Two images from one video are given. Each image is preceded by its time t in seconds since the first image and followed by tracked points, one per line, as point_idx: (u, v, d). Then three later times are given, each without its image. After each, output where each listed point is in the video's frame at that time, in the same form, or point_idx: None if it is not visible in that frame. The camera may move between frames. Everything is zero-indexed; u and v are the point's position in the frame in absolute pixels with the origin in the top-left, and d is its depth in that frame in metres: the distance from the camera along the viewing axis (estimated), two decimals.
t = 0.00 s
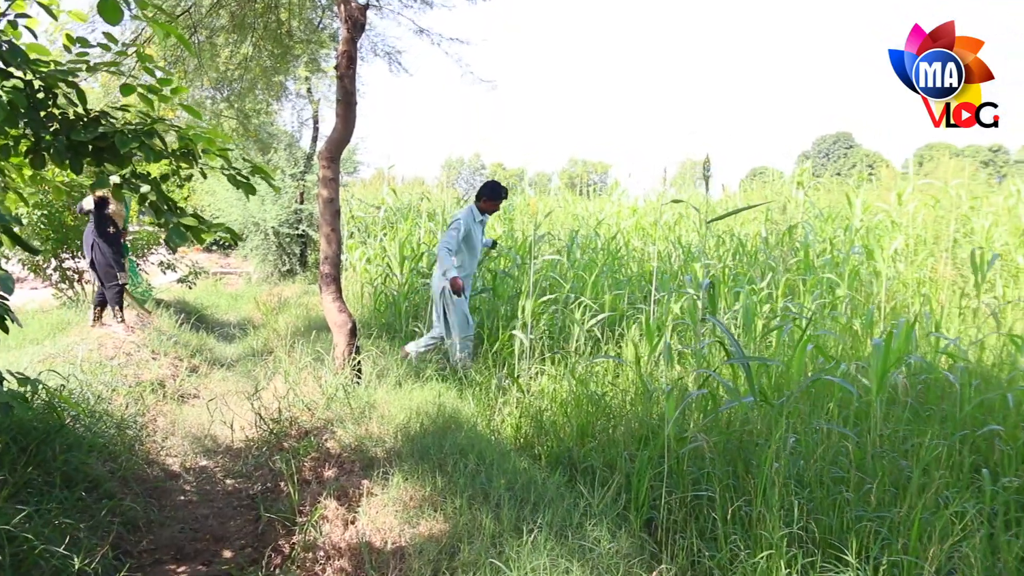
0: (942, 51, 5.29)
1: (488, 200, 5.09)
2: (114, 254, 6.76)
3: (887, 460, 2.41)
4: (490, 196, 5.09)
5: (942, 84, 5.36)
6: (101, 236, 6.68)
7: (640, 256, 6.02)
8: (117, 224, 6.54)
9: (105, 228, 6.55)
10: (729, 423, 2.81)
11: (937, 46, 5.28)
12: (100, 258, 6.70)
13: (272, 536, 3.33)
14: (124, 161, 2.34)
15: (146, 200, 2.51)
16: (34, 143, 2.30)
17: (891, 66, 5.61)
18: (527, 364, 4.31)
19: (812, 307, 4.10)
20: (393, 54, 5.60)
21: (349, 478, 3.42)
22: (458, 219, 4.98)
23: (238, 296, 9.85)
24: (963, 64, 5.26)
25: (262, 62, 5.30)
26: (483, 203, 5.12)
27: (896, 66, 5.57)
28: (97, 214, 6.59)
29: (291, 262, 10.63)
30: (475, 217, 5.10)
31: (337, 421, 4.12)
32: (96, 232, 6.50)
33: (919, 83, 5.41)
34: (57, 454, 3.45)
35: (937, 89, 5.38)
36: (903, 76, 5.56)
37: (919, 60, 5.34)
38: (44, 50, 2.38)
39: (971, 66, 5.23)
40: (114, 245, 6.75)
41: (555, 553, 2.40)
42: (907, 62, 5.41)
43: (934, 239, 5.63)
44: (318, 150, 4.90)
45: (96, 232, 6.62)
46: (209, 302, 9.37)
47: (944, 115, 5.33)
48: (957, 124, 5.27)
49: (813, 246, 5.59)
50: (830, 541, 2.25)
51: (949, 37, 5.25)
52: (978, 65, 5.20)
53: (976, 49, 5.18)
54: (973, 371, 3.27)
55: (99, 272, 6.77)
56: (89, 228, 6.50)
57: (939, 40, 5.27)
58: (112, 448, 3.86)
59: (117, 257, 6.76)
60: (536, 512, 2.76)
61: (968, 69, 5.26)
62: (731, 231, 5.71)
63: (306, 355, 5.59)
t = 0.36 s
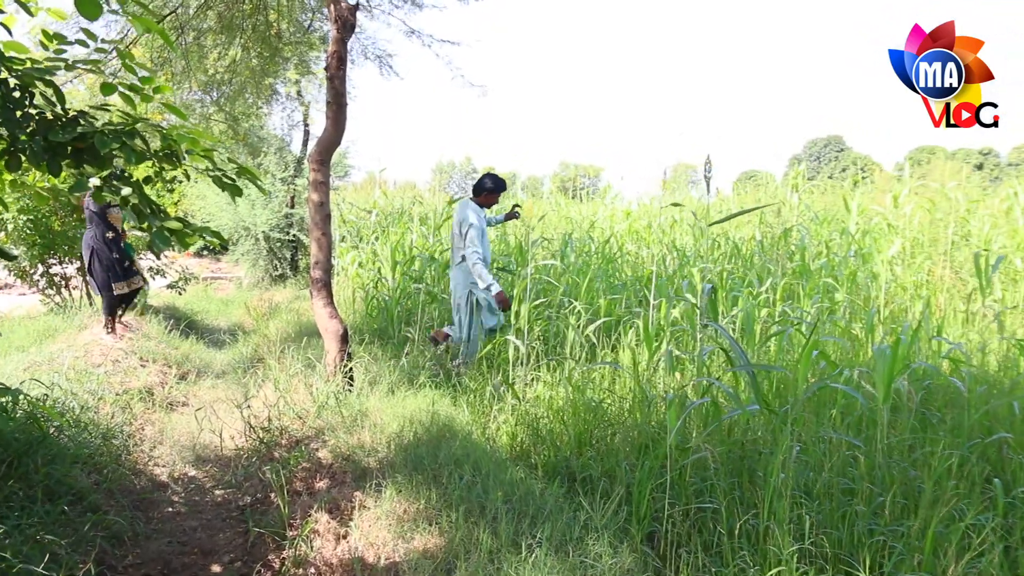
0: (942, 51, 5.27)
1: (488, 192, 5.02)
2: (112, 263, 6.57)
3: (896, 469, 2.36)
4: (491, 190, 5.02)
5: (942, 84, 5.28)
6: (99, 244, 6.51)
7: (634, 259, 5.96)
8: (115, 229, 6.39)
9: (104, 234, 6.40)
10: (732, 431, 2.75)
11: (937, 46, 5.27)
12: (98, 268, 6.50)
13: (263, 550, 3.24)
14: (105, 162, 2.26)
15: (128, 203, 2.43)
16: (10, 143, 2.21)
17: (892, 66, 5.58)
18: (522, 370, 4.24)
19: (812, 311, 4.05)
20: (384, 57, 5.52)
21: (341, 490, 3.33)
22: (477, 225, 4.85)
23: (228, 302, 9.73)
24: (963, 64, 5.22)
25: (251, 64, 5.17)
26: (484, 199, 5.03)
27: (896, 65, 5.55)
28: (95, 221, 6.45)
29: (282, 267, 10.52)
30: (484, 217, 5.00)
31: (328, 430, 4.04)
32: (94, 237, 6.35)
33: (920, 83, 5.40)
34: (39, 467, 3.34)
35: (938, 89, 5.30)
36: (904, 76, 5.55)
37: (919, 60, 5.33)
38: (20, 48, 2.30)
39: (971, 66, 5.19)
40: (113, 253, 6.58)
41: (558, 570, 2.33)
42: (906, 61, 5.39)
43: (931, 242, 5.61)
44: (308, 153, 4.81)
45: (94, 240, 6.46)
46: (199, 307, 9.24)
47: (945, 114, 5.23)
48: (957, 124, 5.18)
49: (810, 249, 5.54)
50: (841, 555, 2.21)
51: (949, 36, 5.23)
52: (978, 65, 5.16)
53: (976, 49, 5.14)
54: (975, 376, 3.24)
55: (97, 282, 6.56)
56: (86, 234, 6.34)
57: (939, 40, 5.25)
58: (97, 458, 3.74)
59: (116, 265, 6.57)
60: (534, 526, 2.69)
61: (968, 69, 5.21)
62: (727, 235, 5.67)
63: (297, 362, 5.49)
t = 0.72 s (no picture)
0: (942, 51, 5.11)
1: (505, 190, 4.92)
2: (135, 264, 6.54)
3: (917, 471, 2.29)
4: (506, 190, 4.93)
5: (942, 84, 5.21)
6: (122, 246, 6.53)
7: (643, 254, 5.88)
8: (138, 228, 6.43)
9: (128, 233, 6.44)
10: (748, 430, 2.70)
11: (936, 46, 5.09)
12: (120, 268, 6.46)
13: (269, 551, 3.21)
14: (106, 157, 2.21)
15: (131, 197, 2.39)
16: (10, 137, 2.17)
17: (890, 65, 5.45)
18: (532, 367, 4.18)
19: (827, 308, 3.98)
20: (393, 51, 5.46)
21: (347, 490, 3.28)
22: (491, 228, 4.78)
23: (236, 297, 9.72)
24: (963, 64, 5.09)
25: (257, 58, 5.12)
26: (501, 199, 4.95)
27: (895, 65, 5.42)
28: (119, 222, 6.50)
29: (290, 262, 10.49)
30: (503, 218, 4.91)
31: (336, 428, 4.01)
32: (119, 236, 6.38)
33: (918, 83, 5.32)
34: (42, 466, 3.32)
35: (937, 89, 5.25)
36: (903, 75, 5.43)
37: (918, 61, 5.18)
38: (21, 40, 2.26)
39: (971, 66, 5.07)
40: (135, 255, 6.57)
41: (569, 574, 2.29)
42: (906, 62, 5.25)
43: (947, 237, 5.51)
44: (315, 148, 4.76)
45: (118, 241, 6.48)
46: (207, 302, 9.23)
47: (944, 116, 5.22)
48: (956, 125, 5.18)
49: (822, 244, 5.46)
50: (860, 559, 2.15)
51: (949, 36, 5.05)
52: (978, 65, 5.04)
53: (976, 49, 5.01)
54: (998, 375, 3.15)
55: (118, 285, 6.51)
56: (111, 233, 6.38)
57: (939, 40, 5.08)
58: (103, 456, 3.72)
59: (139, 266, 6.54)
60: (545, 528, 2.64)
61: (968, 69, 5.10)
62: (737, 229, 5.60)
63: (304, 358, 5.45)
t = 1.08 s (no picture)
0: (942, 51, 5.09)
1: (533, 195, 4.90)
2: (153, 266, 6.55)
3: (924, 477, 2.25)
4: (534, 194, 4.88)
5: (942, 84, 5.16)
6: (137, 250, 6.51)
7: (643, 254, 5.83)
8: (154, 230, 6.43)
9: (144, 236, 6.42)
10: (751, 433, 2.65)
11: (936, 46, 5.08)
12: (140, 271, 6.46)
13: (263, 554, 3.15)
14: (97, 152, 2.15)
15: (123, 194, 2.33)
16: None
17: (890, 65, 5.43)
18: (531, 367, 4.13)
19: (830, 308, 3.94)
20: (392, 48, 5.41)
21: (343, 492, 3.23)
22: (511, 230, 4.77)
23: (234, 295, 9.66)
24: (963, 64, 5.06)
25: (255, 55, 5.06)
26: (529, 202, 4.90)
27: (895, 65, 5.39)
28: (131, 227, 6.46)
29: (289, 260, 10.43)
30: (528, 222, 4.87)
31: (332, 429, 3.96)
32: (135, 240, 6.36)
33: (917, 83, 5.23)
34: (32, 467, 3.27)
35: (937, 89, 5.19)
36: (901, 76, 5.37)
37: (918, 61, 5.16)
38: (10, 31, 2.19)
39: (971, 66, 5.03)
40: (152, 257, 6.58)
41: None
42: (906, 62, 5.24)
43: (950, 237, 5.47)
44: (313, 144, 4.70)
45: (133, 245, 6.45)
46: (205, 300, 9.17)
47: (944, 116, 5.15)
48: (956, 125, 5.10)
49: (824, 244, 5.42)
50: (867, 567, 2.11)
51: (949, 36, 5.03)
52: (978, 65, 5.00)
53: (976, 49, 4.98)
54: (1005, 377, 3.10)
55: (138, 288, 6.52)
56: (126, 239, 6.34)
57: (939, 40, 5.06)
58: (96, 457, 3.66)
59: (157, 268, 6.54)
60: (545, 533, 2.60)
61: (968, 69, 5.06)
62: (738, 229, 5.56)
63: (302, 358, 5.40)
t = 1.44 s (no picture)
0: (942, 51, 5.10)
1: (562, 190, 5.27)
2: (160, 280, 6.14)
3: (927, 480, 2.23)
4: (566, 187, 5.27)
5: (942, 84, 5.16)
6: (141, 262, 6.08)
7: (634, 253, 5.80)
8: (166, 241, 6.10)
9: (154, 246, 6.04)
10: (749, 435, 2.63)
11: (937, 46, 5.09)
12: (147, 285, 6.02)
13: (251, 561, 3.07)
14: (78, 147, 2.07)
15: (104, 190, 2.25)
16: None
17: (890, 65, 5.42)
18: (523, 368, 4.09)
19: (823, 309, 3.92)
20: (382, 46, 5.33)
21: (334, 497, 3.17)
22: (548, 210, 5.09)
23: (222, 295, 9.55)
24: (963, 64, 5.07)
25: (243, 52, 4.97)
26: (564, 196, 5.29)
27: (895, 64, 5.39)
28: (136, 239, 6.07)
29: (277, 260, 10.32)
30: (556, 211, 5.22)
31: (321, 431, 3.90)
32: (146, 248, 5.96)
33: (918, 83, 5.24)
34: (12, 472, 3.18)
35: (937, 89, 5.19)
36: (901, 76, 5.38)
37: (918, 61, 5.15)
38: None
39: (971, 66, 5.04)
40: (158, 271, 6.18)
41: None
42: (906, 61, 5.22)
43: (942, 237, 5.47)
44: (302, 142, 4.63)
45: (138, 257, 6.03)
46: (192, 301, 9.04)
47: (944, 116, 5.13)
48: (957, 125, 5.08)
49: (816, 243, 5.41)
50: (871, 572, 2.08)
51: (949, 36, 5.04)
52: (978, 65, 5.01)
53: (976, 49, 4.99)
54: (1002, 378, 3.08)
55: (142, 303, 6.03)
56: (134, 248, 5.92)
57: (939, 40, 5.06)
58: (79, 461, 3.56)
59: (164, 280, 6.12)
60: (541, 539, 2.56)
61: (968, 69, 5.07)
62: (729, 229, 5.55)
63: (290, 359, 5.32)
